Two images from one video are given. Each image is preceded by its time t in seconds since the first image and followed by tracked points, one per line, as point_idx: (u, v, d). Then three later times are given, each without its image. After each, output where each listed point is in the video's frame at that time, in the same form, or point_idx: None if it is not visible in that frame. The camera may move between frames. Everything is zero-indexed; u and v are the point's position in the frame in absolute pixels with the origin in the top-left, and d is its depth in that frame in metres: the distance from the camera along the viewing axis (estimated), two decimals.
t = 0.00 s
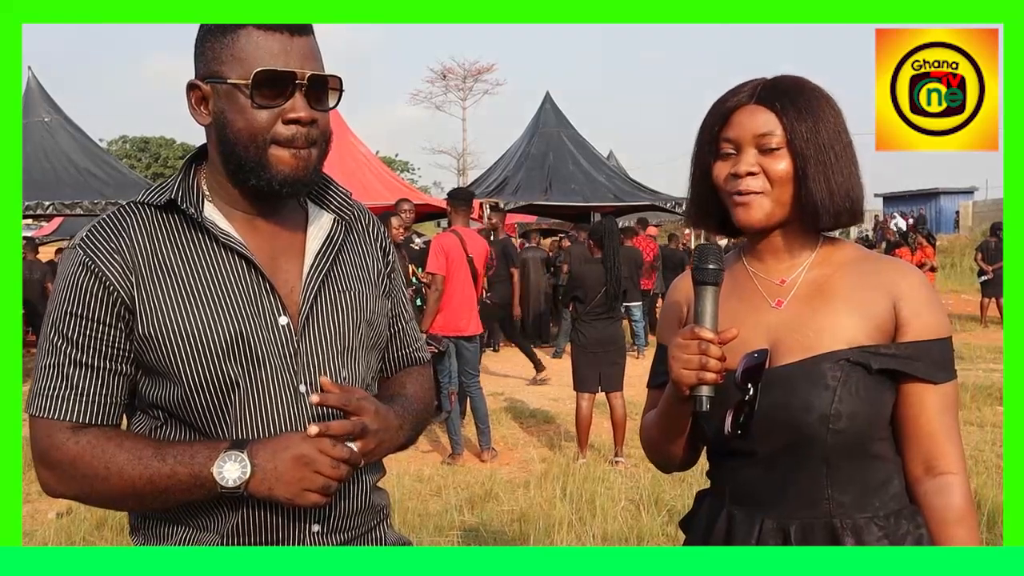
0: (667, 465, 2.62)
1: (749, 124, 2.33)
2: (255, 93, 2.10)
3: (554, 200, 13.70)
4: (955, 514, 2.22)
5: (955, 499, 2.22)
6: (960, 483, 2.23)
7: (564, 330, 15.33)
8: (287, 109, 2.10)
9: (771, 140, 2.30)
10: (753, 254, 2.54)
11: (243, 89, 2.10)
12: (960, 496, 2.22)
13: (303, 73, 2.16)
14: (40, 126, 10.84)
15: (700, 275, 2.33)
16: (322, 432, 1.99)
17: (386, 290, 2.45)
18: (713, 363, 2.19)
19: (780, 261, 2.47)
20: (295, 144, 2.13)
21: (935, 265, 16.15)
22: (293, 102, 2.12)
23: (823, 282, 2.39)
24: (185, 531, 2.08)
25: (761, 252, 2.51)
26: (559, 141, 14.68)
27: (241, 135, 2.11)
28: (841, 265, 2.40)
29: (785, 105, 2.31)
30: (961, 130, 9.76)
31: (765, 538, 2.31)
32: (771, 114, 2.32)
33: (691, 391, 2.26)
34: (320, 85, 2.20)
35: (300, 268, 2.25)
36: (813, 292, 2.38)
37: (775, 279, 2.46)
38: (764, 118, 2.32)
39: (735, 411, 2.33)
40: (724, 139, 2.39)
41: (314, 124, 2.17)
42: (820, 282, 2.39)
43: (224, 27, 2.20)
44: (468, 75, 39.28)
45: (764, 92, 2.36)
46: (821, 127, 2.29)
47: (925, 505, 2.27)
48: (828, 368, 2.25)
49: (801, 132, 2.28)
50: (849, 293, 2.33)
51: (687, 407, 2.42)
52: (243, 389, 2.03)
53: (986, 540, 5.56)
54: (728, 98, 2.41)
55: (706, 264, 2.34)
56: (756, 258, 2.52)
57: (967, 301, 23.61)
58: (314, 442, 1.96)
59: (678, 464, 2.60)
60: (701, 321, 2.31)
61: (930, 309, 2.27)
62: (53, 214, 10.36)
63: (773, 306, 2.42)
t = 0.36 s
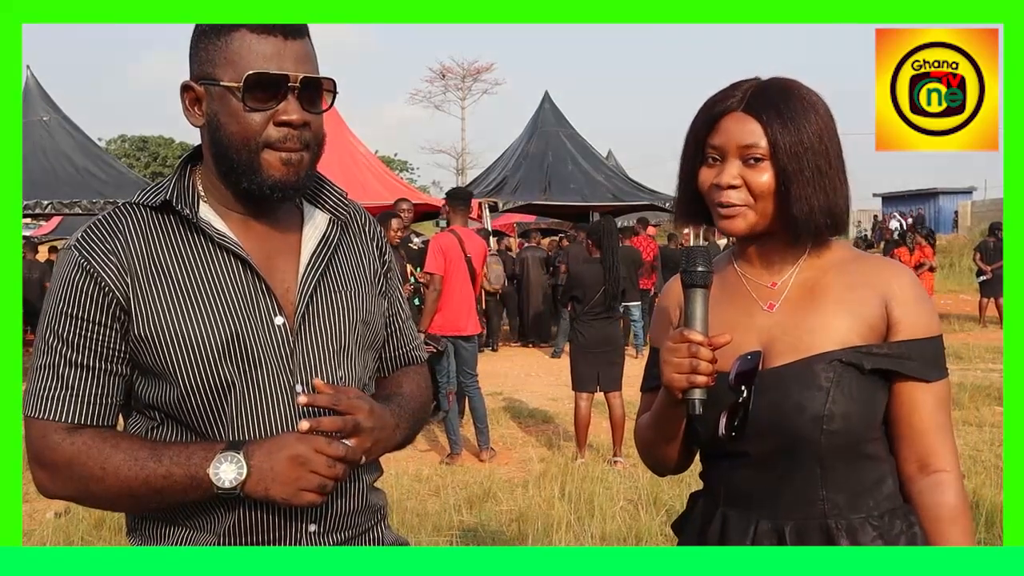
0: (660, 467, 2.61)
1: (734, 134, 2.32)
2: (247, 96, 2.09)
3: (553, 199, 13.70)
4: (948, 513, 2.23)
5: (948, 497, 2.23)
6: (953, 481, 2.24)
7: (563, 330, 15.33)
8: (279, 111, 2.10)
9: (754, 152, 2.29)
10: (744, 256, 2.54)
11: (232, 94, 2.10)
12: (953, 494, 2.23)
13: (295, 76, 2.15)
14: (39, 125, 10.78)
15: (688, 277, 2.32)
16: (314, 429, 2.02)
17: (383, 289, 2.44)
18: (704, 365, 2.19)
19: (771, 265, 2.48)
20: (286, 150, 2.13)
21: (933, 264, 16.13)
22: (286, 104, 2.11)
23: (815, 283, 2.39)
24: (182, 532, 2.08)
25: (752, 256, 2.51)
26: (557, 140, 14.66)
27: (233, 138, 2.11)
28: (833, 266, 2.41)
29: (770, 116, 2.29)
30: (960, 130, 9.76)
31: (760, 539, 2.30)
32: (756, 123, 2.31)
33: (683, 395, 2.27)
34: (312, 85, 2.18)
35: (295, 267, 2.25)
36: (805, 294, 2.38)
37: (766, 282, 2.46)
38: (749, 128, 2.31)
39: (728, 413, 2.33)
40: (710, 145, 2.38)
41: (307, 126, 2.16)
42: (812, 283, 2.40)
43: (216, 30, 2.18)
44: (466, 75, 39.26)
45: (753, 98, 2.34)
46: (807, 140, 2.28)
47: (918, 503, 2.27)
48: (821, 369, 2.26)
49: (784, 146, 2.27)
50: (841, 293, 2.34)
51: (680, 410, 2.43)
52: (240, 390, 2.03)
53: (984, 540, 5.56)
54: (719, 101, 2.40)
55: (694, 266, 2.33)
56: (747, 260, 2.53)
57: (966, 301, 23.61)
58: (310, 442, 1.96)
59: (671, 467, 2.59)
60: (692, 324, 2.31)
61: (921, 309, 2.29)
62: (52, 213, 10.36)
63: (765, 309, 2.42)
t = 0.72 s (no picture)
0: (653, 466, 2.61)
1: (743, 130, 2.34)
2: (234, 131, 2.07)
3: (552, 199, 13.71)
4: (937, 517, 2.25)
5: (938, 502, 2.25)
6: (944, 486, 2.25)
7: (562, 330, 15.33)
8: (265, 152, 2.08)
9: (765, 146, 2.32)
10: (741, 255, 2.54)
11: (223, 124, 2.08)
12: (943, 499, 2.25)
13: (287, 119, 2.10)
14: (37, 125, 10.77)
15: (682, 276, 2.33)
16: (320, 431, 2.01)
17: (380, 291, 2.44)
18: (695, 363, 2.20)
19: (769, 263, 2.48)
20: (273, 186, 2.11)
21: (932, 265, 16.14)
22: (273, 146, 2.08)
23: (810, 285, 2.40)
24: (183, 534, 2.09)
25: (749, 254, 2.51)
26: (556, 140, 14.67)
27: (223, 166, 2.09)
28: (829, 269, 2.41)
29: (781, 112, 2.32)
30: (959, 130, 9.78)
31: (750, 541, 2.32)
32: (765, 119, 2.33)
33: (675, 392, 2.28)
34: (305, 125, 2.13)
35: (293, 269, 2.25)
36: (801, 296, 2.39)
37: (763, 282, 2.47)
38: (758, 124, 2.33)
39: (720, 411, 2.34)
40: (717, 143, 2.40)
41: (295, 167, 2.13)
42: (808, 284, 2.41)
43: (216, 51, 2.12)
44: (466, 74, 39.27)
45: (759, 97, 2.38)
46: (818, 136, 2.31)
47: (908, 508, 2.29)
48: (814, 372, 2.27)
49: (795, 140, 2.30)
50: (835, 296, 2.35)
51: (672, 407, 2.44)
52: (240, 390, 2.04)
53: (981, 540, 5.58)
54: (723, 103, 2.42)
55: (688, 265, 2.34)
56: (745, 260, 2.53)
57: (964, 301, 23.64)
58: (310, 443, 1.97)
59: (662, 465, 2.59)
60: (684, 322, 2.32)
61: (915, 315, 2.30)
62: (50, 214, 10.36)
63: (760, 309, 2.42)
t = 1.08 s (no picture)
0: (646, 470, 2.62)
1: (743, 134, 2.36)
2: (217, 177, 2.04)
3: (551, 200, 13.72)
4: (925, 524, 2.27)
5: (928, 510, 2.27)
6: (934, 494, 2.28)
7: (560, 330, 15.35)
8: (248, 200, 2.04)
9: (764, 150, 2.34)
10: (738, 259, 2.56)
11: (206, 167, 2.04)
12: (932, 507, 2.27)
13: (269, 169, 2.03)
14: (37, 125, 10.71)
15: (678, 280, 2.35)
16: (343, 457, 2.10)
17: (380, 298, 2.45)
18: (689, 368, 2.22)
19: (765, 268, 2.48)
20: (255, 228, 2.08)
21: (930, 266, 16.17)
22: (255, 196, 2.04)
23: (806, 293, 2.42)
24: (182, 538, 2.11)
25: (746, 259, 2.52)
26: (555, 141, 14.68)
27: (211, 201, 2.08)
28: (823, 277, 2.43)
29: (779, 116, 2.35)
30: (960, 130, 9.82)
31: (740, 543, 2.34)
32: (765, 123, 2.36)
33: (668, 396, 2.30)
34: (292, 177, 2.05)
35: (293, 278, 2.26)
36: (796, 303, 2.41)
37: (758, 287, 2.48)
38: (757, 128, 2.36)
39: (714, 416, 2.36)
40: (717, 148, 2.41)
41: (280, 211, 2.08)
42: (804, 291, 2.42)
43: (210, 92, 2.04)
44: (465, 74, 39.27)
45: (758, 103, 2.41)
46: (816, 140, 2.34)
47: (897, 515, 2.31)
48: (807, 378, 2.29)
49: (795, 144, 2.33)
50: (830, 303, 2.37)
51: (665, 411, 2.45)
52: (238, 396, 2.05)
53: (978, 542, 5.61)
54: (722, 109, 2.45)
55: (684, 270, 2.36)
56: (741, 264, 2.54)
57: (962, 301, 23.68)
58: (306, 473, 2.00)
59: (655, 469, 2.60)
60: (680, 326, 2.34)
61: (907, 324, 2.33)
62: (49, 214, 10.35)
63: (756, 314, 2.44)
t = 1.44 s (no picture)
0: (643, 469, 2.62)
1: (738, 143, 2.36)
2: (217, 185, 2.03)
3: (549, 200, 13.72)
4: (918, 525, 2.27)
5: (922, 510, 2.27)
6: (927, 495, 2.28)
7: (558, 330, 15.36)
8: (248, 207, 2.04)
9: (759, 159, 2.33)
10: (735, 263, 2.55)
11: (208, 174, 2.04)
12: (926, 508, 2.27)
13: (269, 176, 2.02)
14: (33, 124, 10.68)
15: (678, 280, 2.34)
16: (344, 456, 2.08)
17: (380, 299, 2.44)
18: (688, 367, 2.21)
19: (762, 271, 2.48)
20: (257, 233, 2.08)
21: (927, 266, 16.16)
22: (255, 203, 2.04)
23: (803, 295, 2.42)
24: (182, 539, 2.10)
25: (744, 263, 2.52)
26: (553, 140, 14.68)
27: (212, 207, 2.07)
28: (821, 279, 2.43)
29: (773, 124, 2.35)
30: (960, 130, 9.82)
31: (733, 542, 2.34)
32: (760, 132, 2.35)
33: (666, 394, 2.29)
34: (292, 182, 2.05)
35: (291, 280, 2.25)
36: (793, 306, 2.41)
37: (756, 290, 2.48)
38: (752, 136, 2.35)
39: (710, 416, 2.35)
40: (712, 156, 2.41)
41: (280, 216, 2.08)
42: (801, 295, 2.42)
43: (208, 98, 2.03)
44: (463, 73, 39.26)
45: (752, 110, 2.40)
46: (811, 148, 2.34)
47: (891, 516, 2.31)
48: (804, 378, 2.29)
49: (789, 154, 2.32)
50: (826, 306, 2.37)
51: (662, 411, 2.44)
52: (237, 396, 2.05)
53: (976, 542, 5.62)
54: (716, 116, 2.44)
55: (684, 271, 2.35)
56: (739, 268, 2.54)
57: (960, 301, 23.70)
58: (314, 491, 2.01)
59: (652, 468, 2.59)
60: (678, 325, 2.33)
61: (903, 326, 2.33)
62: (47, 214, 10.34)
63: (753, 316, 2.44)
